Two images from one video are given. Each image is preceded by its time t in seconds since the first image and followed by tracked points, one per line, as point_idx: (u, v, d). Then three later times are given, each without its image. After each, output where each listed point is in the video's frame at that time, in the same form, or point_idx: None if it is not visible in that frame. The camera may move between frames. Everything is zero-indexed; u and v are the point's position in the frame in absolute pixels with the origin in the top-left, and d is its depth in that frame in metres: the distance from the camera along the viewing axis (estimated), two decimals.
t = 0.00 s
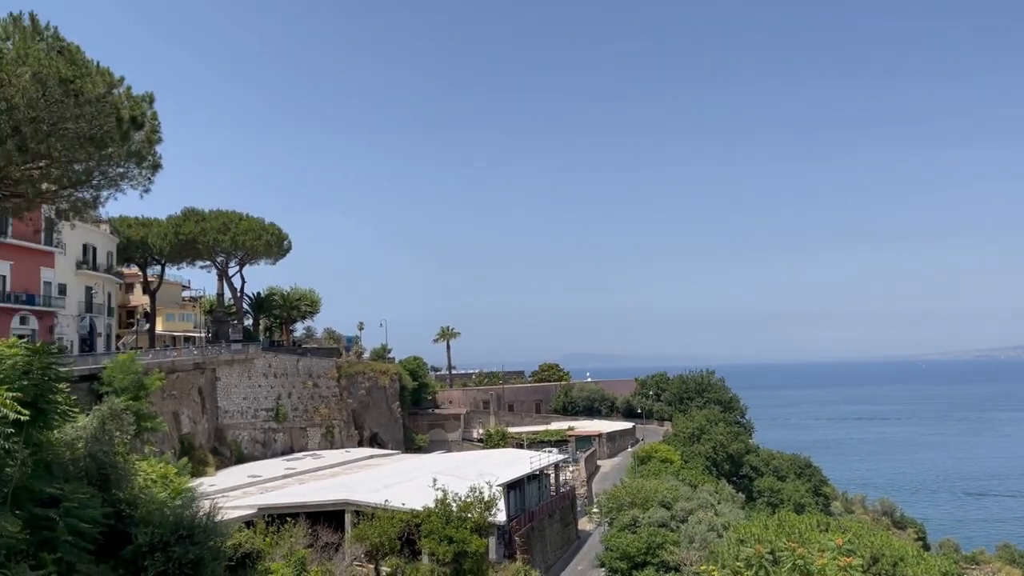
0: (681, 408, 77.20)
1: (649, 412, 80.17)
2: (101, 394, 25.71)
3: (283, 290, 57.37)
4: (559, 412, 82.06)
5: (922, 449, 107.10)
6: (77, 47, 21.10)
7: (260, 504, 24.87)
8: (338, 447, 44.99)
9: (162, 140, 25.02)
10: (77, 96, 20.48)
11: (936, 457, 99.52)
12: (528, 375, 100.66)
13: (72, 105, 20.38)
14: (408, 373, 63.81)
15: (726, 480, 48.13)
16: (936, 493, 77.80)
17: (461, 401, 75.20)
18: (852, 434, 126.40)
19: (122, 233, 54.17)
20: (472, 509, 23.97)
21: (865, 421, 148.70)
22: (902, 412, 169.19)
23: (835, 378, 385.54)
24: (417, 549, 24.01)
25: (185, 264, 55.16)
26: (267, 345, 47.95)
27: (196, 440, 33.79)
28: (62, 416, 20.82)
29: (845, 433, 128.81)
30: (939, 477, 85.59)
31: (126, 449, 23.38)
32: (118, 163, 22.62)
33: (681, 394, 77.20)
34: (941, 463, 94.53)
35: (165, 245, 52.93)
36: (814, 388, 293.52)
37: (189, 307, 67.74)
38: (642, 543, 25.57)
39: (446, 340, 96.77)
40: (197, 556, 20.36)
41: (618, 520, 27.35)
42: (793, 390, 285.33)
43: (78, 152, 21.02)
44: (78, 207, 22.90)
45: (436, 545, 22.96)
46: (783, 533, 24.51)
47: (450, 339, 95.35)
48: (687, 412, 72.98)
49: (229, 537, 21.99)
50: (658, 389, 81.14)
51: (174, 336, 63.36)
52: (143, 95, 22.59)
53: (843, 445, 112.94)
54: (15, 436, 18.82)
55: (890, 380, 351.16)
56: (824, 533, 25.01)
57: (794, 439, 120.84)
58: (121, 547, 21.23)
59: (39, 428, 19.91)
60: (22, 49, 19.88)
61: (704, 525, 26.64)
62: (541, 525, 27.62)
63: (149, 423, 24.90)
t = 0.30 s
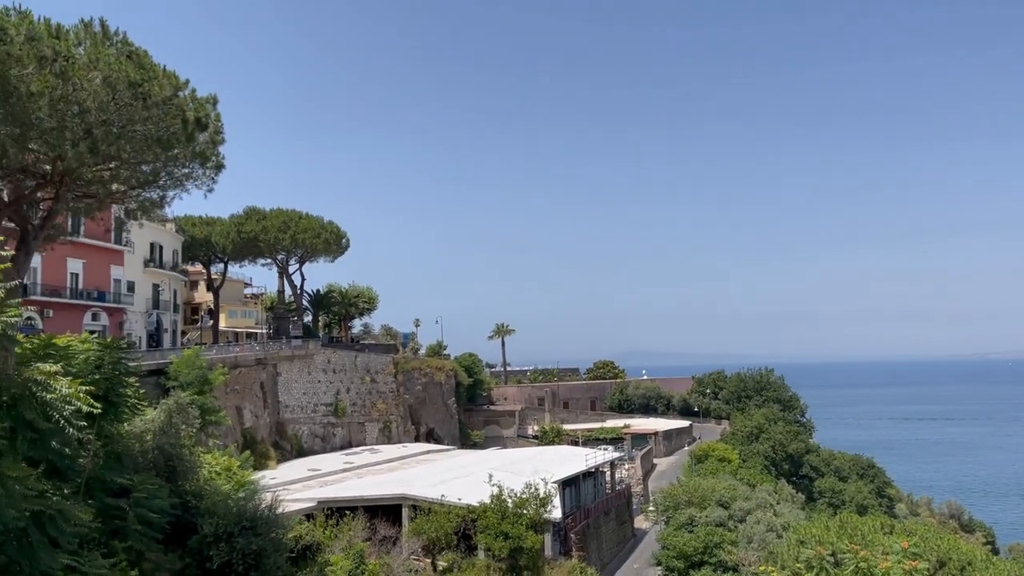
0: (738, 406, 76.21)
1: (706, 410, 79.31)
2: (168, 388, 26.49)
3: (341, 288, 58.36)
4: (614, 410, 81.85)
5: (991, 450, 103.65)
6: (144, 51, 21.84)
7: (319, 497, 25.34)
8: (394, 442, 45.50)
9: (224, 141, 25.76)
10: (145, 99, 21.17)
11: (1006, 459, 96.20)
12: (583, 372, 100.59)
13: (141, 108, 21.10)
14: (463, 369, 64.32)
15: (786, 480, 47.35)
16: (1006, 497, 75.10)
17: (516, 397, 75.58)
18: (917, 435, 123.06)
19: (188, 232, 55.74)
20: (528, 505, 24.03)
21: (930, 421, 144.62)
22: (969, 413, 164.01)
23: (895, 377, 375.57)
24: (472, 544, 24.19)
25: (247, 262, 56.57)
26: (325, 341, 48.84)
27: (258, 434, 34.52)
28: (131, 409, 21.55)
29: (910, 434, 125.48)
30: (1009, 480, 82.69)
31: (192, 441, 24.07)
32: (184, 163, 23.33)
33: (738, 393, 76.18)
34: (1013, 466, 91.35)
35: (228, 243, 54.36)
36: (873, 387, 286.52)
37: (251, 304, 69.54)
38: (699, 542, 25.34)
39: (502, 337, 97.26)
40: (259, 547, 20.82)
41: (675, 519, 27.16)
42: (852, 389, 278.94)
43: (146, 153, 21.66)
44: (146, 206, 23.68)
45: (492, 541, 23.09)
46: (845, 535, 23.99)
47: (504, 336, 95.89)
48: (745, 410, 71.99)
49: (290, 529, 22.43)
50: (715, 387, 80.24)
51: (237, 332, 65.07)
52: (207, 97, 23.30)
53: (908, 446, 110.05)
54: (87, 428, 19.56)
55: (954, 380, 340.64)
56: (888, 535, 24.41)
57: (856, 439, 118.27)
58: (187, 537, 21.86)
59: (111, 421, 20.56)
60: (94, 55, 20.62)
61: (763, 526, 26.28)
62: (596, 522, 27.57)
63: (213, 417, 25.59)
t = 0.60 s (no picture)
0: (796, 405, 74.90)
1: (763, 409, 78.06)
2: (229, 383, 27.13)
3: (396, 285, 59.03)
4: (668, 408, 81.23)
5: None
6: (205, 55, 22.42)
7: (375, 491, 25.69)
8: (448, 438, 45.85)
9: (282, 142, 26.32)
10: (206, 102, 21.71)
11: None
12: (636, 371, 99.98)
13: (202, 111, 21.61)
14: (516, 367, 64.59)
15: (846, 481, 46.33)
16: None
17: (569, 395, 75.54)
18: (984, 436, 119.21)
19: (247, 232, 57.04)
20: (582, 503, 23.97)
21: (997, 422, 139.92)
22: None
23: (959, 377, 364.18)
24: (526, 541, 24.32)
25: (304, 260, 57.63)
26: (380, 338, 49.48)
27: (315, 429, 35.12)
28: (194, 404, 22.16)
29: (977, 435, 121.61)
30: None
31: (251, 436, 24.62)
32: (243, 164, 23.85)
33: (796, 391, 74.84)
34: None
35: (286, 242, 55.48)
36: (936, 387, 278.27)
37: (309, 302, 70.88)
38: (755, 542, 24.96)
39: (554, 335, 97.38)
40: (317, 540, 21.17)
41: (731, 518, 26.81)
42: (914, 389, 271.36)
43: (208, 154, 22.14)
44: (207, 206, 24.30)
45: (546, 538, 23.12)
46: (908, 538, 23.34)
47: (557, 334, 95.94)
48: (803, 410, 70.64)
49: (346, 523, 22.76)
50: (772, 386, 78.92)
51: (295, 329, 66.45)
52: (266, 99, 23.83)
53: (975, 447, 106.65)
54: (152, 421, 20.19)
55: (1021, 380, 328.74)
56: (953, 539, 23.67)
57: (920, 440, 115.11)
58: (247, 529, 22.34)
59: (174, 415, 21.25)
60: (158, 60, 21.22)
61: (822, 527, 25.79)
62: (650, 521, 27.36)
63: (272, 412, 26.12)
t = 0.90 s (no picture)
0: (853, 404, 73.49)
1: (818, 408, 76.66)
2: (285, 380, 27.64)
3: (447, 283, 59.45)
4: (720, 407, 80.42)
5: None
6: (261, 57, 22.87)
7: (428, 487, 25.90)
8: (499, 435, 45.98)
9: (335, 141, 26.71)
10: (262, 103, 22.14)
11: None
12: (688, 369, 99.02)
13: (257, 112, 22.02)
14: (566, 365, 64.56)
15: (905, 482, 45.25)
16: None
17: (619, 394, 75.41)
18: None
19: (302, 231, 58.12)
20: (633, 502, 23.86)
21: None
22: None
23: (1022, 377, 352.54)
24: (577, 538, 24.32)
25: (357, 258, 58.44)
26: (431, 335, 49.89)
27: (368, 425, 35.57)
28: (251, 399, 22.64)
29: None
30: None
31: (307, 431, 25.05)
32: (298, 165, 24.25)
33: (853, 390, 73.40)
34: None
35: (339, 241, 56.34)
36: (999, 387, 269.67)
37: (362, 300, 71.89)
38: (811, 544, 24.48)
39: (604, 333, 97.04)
40: (370, 534, 21.43)
41: (786, 519, 26.36)
42: (975, 389, 263.41)
43: (264, 155, 22.53)
44: (263, 206, 24.81)
45: (597, 536, 23.05)
46: (971, 541, 22.64)
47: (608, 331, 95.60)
48: (861, 409, 69.18)
49: (399, 518, 22.99)
50: (828, 385, 77.51)
51: (348, 326, 67.44)
52: (320, 100, 24.22)
53: None
54: (211, 416, 20.69)
55: None
56: (1019, 543, 22.88)
57: (984, 441, 111.83)
58: (303, 523, 22.70)
59: (232, 411, 21.78)
60: (216, 62, 21.70)
61: (880, 529, 25.22)
62: (703, 521, 27.09)
63: (326, 408, 26.55)
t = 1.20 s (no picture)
0: (912, 405, 71.85)
1: (876, 409, 74.96)
2: (337, 378, 28.06)
3: (496, 282, 59.62)
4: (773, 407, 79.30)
5: None
6: (313, 60, 23.19)
7: (478, 486, 26.00)
8: (548, 434, 45.96)
9: (386, 141, 26.99)
10: (315, 105, 22.49)
11: None
12: (740, 369, 97.66)
13: (310, 114, 22.38)
14: (615, 364, 64.24)
15: (967, 486, 43.98)
16: None
17: (670, 393, 75.04)
18: None
19: (353, 231, 58.95)
20: (685, 502, 23.62)
21: None
22: None
23: None
24: (628, 539, 24.18)
25: (407, 258, 59.01)
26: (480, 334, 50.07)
27: (419, 423, 35.90)
28: (305, 398, 23.04)
29: None
30: None
31: (359, 429, 25.37)
32: (349, 166, 24.55)
33: (911, 391, 71.77)
34: None
35: (389, 240, 56.96)
36: None
37: (412, 300, 72.58)
38: (869, 547, 23.90)
39: (653, 331, 96.38)
40: (421, 531, 21.58)
41: (842, 522, 25.81)
42: None
43: (316, 156, 22.87)
44: (315, 206, 25.19)
45: (648, 536, 22.88)
46: None
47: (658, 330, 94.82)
48: (920, 410, 67.53)
49: (450, 516, 23.11)
50: (886, 385, 75.82)
51: (399, 325, 68.26)
52: (370, 101, 24.51)
53: None
54: (266, 414, 21.10)
55: None
56: None
57: None
58: (355, 519, 22.96)
59: (286, 408, 22.18)
60: (269, 66, 22.08)
61: (941, 533, 24.51)
62: (756, 522, 26.68)
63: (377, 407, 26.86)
